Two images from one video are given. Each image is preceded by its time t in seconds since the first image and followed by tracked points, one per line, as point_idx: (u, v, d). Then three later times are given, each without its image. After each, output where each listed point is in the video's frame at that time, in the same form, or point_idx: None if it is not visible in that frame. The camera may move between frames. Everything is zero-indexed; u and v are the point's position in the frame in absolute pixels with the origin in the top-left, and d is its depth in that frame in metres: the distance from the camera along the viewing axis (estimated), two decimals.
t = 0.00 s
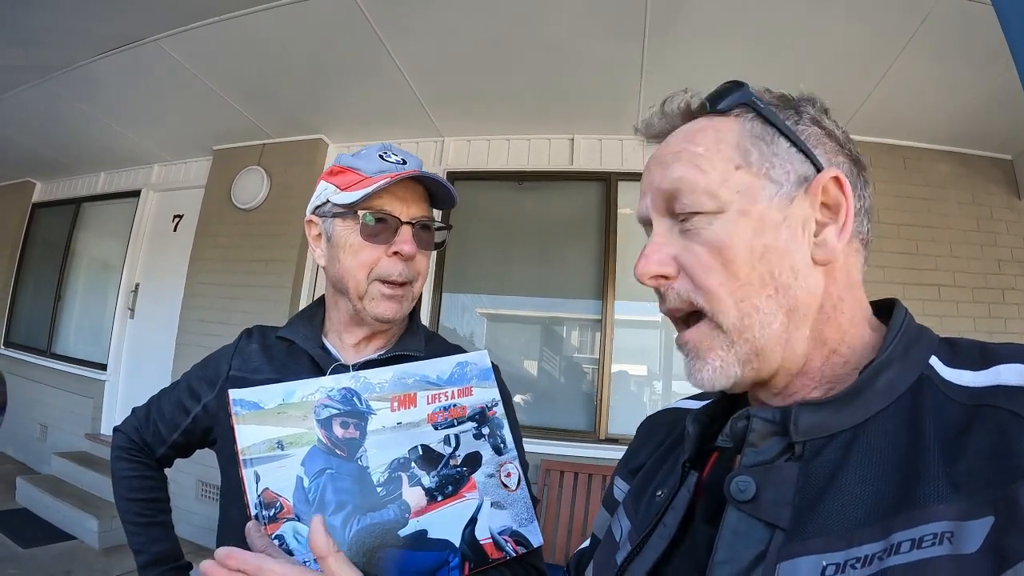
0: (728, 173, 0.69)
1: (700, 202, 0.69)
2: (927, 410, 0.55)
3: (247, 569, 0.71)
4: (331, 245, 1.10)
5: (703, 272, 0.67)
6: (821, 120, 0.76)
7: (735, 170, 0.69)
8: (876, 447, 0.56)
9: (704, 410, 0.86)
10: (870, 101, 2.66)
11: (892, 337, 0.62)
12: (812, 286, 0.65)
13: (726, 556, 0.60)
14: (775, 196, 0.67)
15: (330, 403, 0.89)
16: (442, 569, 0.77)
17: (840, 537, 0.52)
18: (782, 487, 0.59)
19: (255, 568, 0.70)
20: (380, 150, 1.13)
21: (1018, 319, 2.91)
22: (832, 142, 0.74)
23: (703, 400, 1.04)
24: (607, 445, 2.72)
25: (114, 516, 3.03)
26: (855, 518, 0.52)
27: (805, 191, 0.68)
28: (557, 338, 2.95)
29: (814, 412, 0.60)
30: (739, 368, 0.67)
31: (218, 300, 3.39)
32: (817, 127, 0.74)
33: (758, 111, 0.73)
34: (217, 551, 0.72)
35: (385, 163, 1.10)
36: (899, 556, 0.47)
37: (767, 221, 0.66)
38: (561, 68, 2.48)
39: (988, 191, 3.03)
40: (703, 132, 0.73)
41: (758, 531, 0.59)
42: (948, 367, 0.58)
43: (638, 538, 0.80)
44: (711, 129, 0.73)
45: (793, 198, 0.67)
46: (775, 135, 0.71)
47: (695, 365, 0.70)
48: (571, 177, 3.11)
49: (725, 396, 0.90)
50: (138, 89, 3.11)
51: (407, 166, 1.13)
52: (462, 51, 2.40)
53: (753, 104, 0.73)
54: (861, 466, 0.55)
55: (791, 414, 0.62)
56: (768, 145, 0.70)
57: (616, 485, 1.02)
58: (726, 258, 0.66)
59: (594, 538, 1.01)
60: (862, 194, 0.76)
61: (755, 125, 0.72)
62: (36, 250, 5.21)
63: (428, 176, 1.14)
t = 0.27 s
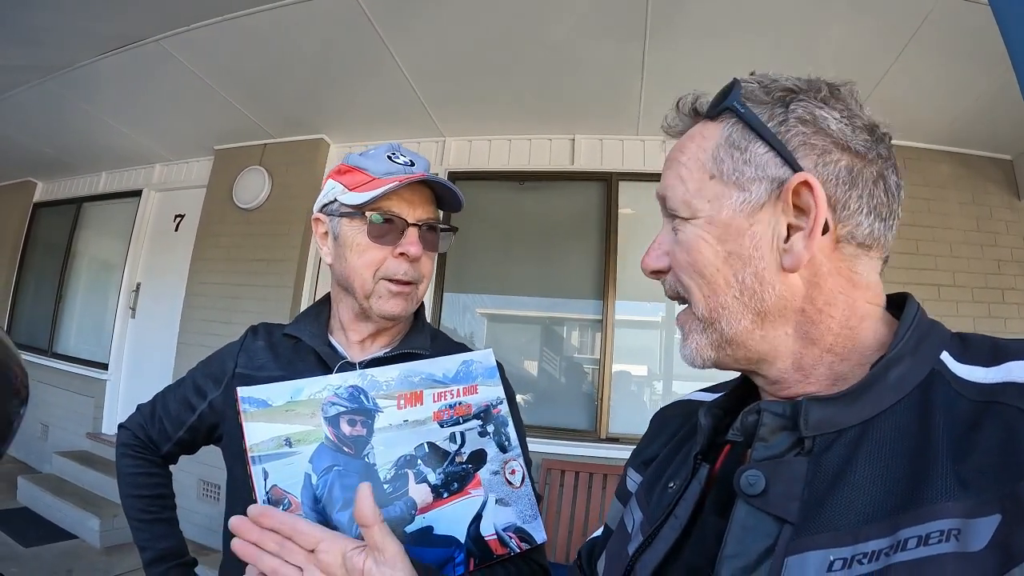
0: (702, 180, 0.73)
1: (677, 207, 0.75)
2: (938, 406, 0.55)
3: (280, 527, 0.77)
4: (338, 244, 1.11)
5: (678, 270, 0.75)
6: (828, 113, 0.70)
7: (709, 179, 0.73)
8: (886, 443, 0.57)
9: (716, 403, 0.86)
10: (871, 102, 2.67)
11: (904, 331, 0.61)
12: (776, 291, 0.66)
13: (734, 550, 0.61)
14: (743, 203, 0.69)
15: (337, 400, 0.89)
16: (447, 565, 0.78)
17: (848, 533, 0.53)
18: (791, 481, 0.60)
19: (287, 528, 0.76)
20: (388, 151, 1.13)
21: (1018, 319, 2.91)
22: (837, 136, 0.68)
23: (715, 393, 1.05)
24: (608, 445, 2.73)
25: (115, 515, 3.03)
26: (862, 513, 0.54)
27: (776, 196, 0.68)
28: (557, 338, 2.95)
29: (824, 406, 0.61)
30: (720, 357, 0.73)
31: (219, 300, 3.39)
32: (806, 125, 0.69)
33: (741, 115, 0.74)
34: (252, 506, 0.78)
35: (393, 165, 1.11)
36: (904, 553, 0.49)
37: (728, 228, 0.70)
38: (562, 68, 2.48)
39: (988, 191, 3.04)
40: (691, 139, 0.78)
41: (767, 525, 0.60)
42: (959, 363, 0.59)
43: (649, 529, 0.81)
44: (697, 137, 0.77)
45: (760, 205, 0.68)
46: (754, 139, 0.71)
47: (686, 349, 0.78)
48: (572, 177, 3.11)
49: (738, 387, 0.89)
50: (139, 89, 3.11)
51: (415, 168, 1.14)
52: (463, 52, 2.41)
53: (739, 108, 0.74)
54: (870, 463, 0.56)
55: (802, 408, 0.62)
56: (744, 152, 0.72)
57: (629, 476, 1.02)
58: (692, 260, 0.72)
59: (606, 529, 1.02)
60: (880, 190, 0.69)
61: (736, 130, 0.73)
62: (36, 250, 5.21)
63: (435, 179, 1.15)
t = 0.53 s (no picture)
0: (715, 172, 0.74)
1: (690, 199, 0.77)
2: (947, 404, 0.55)
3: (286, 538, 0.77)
4: (347, 246, 1.11)
5: (688, 260, 0.76)
6: (844, 110, 0.69)
7: (722, 171, 0.74)
8: (896, 442, 0.57)
9: (725, 401, 0.86)
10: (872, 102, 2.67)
11: (913, 330, 0.61)
12: (786, 285, 0.67)
13: (744, 548, 0.61)
14: (754, 196, 0.70)
15: (347, 400, 0.89)
16: (454, 564, 0.79)
17: (857, 532, 0.54)
18: (801, 480, 0.60)
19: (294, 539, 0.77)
20: (397, 151, 1.13)
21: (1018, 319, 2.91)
22: (852, 133, 0.68)
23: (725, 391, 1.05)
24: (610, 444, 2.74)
25: (116, 515, 3.03)
26: (872, 512, 0.54)
27: (787, 190, 0.68)
28: (558, 338, 2.96)
29: (834, 405, 0.61)
30: (729, 347, 0.74)
31: (220, 300, 3.39)
32: (820, 121, 0.69)
33: (756, 108, 0.73)
34: (258, 517, 0.78)
35: (403, 166, 1.11)
36: (914, 552, 0.49)
37: (738, 220, 0.71)
38: (564, 68, 2.48)
39: (989, 191, 3.04)
40: (707, 132, 0.79)
41: (777, 524, 0.60)
42: (969, 361, 0.59)
43: (658, 528, 0.82)
44: (712, 130, 0.78)
45: (771, 199, 0.69)
46: (767, 133, 0.71)
47: (696, 338, 0.79)
48: (574, 177, 3.12)
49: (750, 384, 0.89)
50: (140, 89, 3.11)
51: (424, 170, 1.13)
52: (465, 52, 2.41)
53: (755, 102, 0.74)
54: (880, 461, 0.56)
55: (811, 406, 0.62)
56: (757, 145, 0.72)
57: (639, 475, 1.03)
58: (701, 250, 0.74)
59: (616, 527, 1.03)
60: (893, 190, 0.69)
61: (751, 124, 0.74)
62: (37, 250, 5.21)
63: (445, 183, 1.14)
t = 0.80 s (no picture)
0: (717, 171, 0.75)
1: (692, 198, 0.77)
2: (951, 405, 0.55)
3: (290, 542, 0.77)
4: (356, 246, 1.11)
5: (691, 258, 0.76)
6: (846, 109, 0.70)
7: (725, 170, 0.74)
8: (900, 441, 0.57)
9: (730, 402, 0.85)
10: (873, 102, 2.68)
11: (916, 329, 0.61)
12: (789, 283, 0.67)
13: (749, 549, 0.61)
14: (757, 195, 0.70)
15: (354, 399, 0.89)
16: (463, 564, 0.80)
17: (861, 532, 0.54)
18: (805, 480, 0.60)
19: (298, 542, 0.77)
20: (405, 150, 1.13)
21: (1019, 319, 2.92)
22: (855, 131, 0.68)
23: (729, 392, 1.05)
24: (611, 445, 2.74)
25: (117, 516, 3.03)
26: (876, 511, 0.54)
27: (790, 189, 0.68)
28: (558, 338, 2.95)
29: (838, 405, 0.61)
30: (732, 345, 0.74)
31: (221, 300, 3.39)
32: (823, 119, 0.69)
33: (759, 107, 0.74)
34: (263, 521, 0.78)
35: (411, 165, 1.11)
36: (919, 552, 0.49)
37: (741, 219, 0.71)
38: (565, 69, 2.49)
39: (990, 191, 3.04)
40: (710, 131, 0.79)
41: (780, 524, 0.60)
42: (972, 360, 0.59)
43: (663, 529, 0.82)
44: (715, 129, 0.78)
45: (774, 197, 0.69)
46: (770, 132, 0.71)
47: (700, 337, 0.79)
48: (576, 177, 3.12)
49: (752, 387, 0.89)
50: (142, 90, 3.11)
51: (432, 169, 1.14)
52: (466, 52, 2.41)
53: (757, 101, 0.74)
54: (884, 461, 0.56)
55: (815, 406, 0.62)
56: (760, 144, 0.72)
57: (643, 476, 1.03)
58: (703, 249, 0.74)
59: (620, 528, 1.03)
60: (896, 188, 0.69)
61: (754, 122, 0.74)
62: (38, 251, 5.21)
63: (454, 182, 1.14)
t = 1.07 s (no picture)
0: (717, 172, 0.75)
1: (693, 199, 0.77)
2: (952, 407, 0.55)
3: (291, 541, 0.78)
4: (361, 247, 1.11)
5: (692, 259, 0.77)
6: (846, 109, 0.70)
7: (725, 171, 0.74)
8: (901, 443, 0.57)
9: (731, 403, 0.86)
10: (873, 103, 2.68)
11: (917, 330, 0.61)
12: (789, 283, 0.67)
13: (750, 550, 0.61)
14: (756, 195, 0.70)
15: (362, 401, 0.89)
16: (469, 566, 0.80)
17: (861, 534, 0.54)
18: (806, 481, 0.60)
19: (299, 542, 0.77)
20: (409, 150, 1.14)
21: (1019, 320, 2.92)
22: (854, 132, 0.68)
23: (730, 394, 1.05)
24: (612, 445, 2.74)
25: (118, 515, 3.03)
26: (876, 513, 0.55)
27: (790, 189, 0.68)
28: (559, 338, 2.96)
29: (840, 407, 0.61)
30: (734, 346, 0.74)
31: (222, 300, 3.39)
32: (822, 120, 0.69)
33: (759, 108, 0.74)
34: (264, 521, 0.79)
35: (415, 165, 1.11)
36: (919, 554, 0.50)
37: (740, 219, 0.71)
38: (566, 69, 2.49)
39: (990, 192, 3.05)
40: (710, 133, 0.79)
41: (781, 526, 0.60)
42: (973, 361, 0.59)
43: (664, 530, 0.82)
44: (715, 131, 0.78)
45: (773, 198, 0.69)
46: (769, 133, 0.72)
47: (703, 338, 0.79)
48: (577, 178, 3.12)
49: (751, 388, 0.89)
50: (143, 90, 3.12)
51: (436, 168, 1.14)
52: (467, 53, 2.41)
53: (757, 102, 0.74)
54: (884, 463, 0.57)
55: (816, 408, 0.62)
56: (759, 145, 0.72)
57: (644, 477, 1.03)
58: (703, 250, 0.74)
59: (621, 530, 1.03)
60: (895, 188, 0.69)
61: (753, 124, 0.74)
62: (39, 250, 5.22)
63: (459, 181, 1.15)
